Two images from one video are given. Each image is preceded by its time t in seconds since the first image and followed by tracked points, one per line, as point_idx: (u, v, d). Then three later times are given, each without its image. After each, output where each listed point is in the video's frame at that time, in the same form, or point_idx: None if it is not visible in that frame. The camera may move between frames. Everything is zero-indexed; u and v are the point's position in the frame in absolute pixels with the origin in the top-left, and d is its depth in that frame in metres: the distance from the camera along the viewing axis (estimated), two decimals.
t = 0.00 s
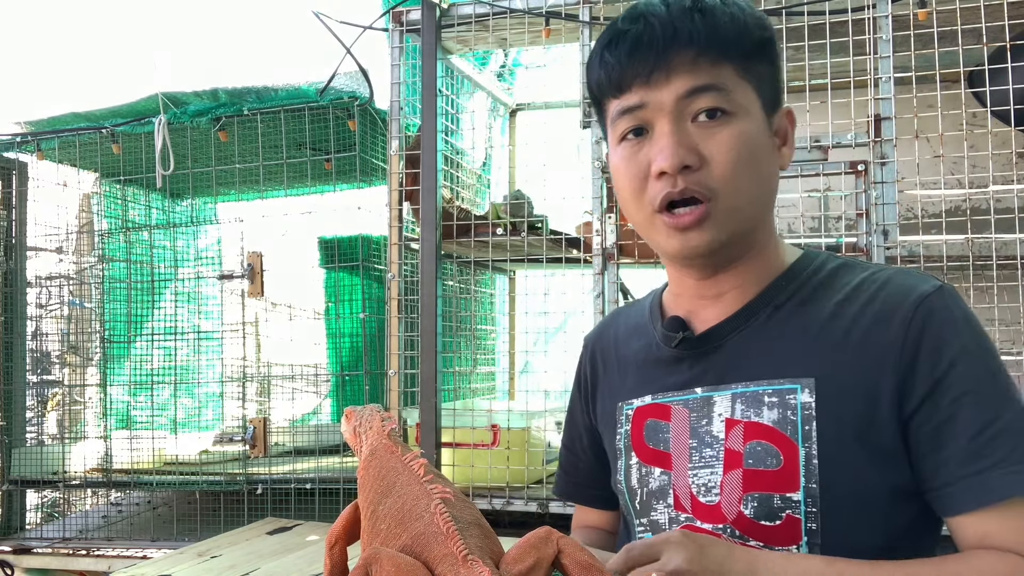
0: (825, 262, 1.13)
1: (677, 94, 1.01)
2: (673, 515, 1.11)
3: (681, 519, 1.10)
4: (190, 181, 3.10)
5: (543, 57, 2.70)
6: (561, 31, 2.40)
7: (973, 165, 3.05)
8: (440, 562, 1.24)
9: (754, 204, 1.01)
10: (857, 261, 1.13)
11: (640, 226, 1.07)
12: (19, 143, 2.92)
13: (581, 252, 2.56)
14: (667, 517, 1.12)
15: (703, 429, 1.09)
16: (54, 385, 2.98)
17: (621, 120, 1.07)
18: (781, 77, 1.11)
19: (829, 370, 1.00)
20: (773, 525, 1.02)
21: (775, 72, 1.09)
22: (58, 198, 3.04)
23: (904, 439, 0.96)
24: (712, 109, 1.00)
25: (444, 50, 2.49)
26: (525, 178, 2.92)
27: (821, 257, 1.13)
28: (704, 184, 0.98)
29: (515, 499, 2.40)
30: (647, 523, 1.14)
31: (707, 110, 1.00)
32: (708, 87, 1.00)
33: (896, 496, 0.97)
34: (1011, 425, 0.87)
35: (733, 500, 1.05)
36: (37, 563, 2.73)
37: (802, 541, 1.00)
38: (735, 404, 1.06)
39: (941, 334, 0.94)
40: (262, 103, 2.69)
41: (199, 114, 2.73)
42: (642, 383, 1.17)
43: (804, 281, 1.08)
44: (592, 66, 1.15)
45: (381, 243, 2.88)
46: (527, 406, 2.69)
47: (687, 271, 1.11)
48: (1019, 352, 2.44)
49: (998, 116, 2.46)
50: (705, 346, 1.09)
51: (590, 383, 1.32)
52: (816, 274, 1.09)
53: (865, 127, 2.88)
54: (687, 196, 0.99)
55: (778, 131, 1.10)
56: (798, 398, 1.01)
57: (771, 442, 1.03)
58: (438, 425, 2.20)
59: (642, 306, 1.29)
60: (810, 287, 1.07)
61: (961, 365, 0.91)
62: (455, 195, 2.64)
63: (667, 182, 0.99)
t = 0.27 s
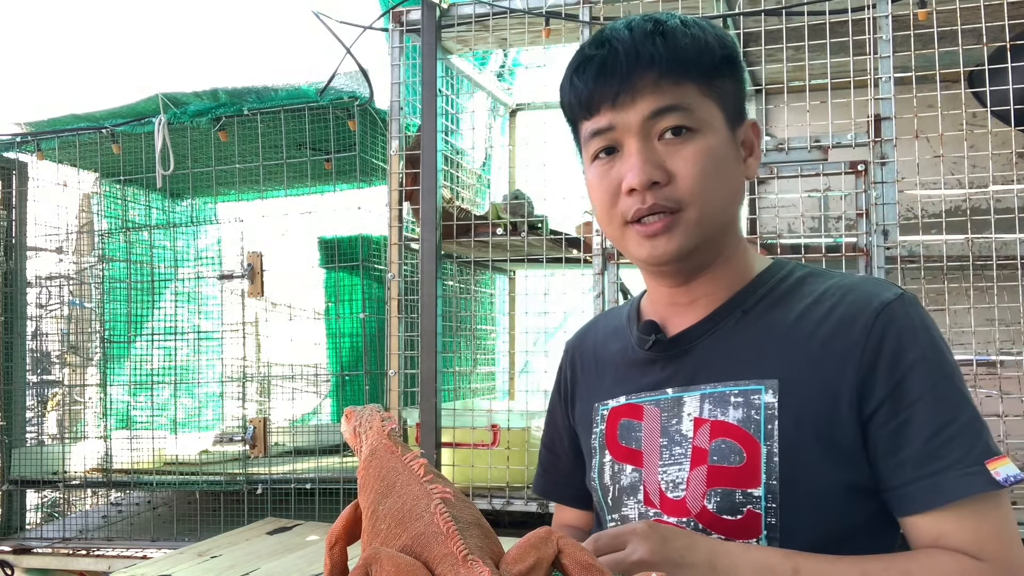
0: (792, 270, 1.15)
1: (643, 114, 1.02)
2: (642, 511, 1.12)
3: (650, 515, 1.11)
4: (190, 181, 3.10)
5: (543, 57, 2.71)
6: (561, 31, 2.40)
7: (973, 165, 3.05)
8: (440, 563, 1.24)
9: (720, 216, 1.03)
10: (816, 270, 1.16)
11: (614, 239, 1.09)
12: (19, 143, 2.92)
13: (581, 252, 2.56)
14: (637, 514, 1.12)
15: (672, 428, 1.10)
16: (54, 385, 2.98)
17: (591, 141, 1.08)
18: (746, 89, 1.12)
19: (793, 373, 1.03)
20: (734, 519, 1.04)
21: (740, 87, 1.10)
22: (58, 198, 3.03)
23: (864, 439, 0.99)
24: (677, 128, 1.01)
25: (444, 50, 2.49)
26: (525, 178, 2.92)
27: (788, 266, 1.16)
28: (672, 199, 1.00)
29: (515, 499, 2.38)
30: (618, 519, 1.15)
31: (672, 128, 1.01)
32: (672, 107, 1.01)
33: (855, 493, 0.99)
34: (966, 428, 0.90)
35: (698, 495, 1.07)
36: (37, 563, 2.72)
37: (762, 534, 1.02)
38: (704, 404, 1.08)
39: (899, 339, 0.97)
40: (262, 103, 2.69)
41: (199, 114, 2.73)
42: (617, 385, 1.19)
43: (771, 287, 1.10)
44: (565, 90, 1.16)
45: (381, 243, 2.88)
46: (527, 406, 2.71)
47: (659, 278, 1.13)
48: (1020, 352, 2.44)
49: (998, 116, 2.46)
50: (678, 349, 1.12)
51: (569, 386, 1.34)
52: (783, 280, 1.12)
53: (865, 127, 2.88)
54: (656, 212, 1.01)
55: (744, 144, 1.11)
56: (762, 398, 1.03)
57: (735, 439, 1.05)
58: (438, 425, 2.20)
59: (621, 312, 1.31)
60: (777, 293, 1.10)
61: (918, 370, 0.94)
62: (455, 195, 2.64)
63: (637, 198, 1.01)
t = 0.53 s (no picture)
0: (771, 266, 1.11)
1: (628, 110, 1.02)
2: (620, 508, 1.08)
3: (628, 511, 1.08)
4: (190, 181, 3.10)
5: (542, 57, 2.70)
6: (561, 31, 2.39)
7: (973, 165, 3.05)
8: (439, 562, 1.24)
9: (701, 214, 1.01)
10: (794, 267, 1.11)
11: (595, 233, 1.08)
12: (19, 143, 2.92)
13: (581, 252, 2.56)
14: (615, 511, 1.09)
15: (651, 424, 1.05)
16: (54, 385, 2.98)
17: (576, 134, 1.07)
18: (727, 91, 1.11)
19: (763, 366, 0.99)
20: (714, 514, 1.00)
21: (724, 94, 1.10)
22: (59, 199, 3.03)
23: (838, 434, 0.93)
24: (659, 125, 1.00)
25: (444, 50, 2.49)
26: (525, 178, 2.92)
27: (766, 262, 1.12)
28: (652, 191, 0.98)
29: (515, 499, 2.38)
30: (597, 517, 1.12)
31: (655, 125, 1.01)
32: (656, 103, 1.01)
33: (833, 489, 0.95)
34: (940, 416, 0.84)
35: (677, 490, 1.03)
36: (37, 563, 2.72)
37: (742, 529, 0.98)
38: (680, 399, 1.03)
39: (871, 329, 0.92)
40: (262, 103, 2.69)
41: (199, 114, 2.73)
42: (598, 381, 1.14)
43: (747, 283, 1.06)
44: (553, 85, 1.16)
45: (381, 243, 2.88)
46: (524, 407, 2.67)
47: (638, 273, 1.10)
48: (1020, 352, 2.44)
49: (998, 116, 2.46)
50: (655, 345, 1.08)
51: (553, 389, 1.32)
52: (758, 276, 1.08)
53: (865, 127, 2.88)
54: (637, 205, 1.00)
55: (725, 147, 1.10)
56: (736, 391, 0.99)
57: (712, 433, 1.00)
58: (438, 425, 2.20)
59: (607, 311, 1.27)
60: (753, 288, 1.06)
61: (888, 360, 0.89)
62: (455, 195, 2.63)
63: (617, 190, 1.00)
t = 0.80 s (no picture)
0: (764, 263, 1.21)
1: (618, 103, 1.04)
2: (627, 512, 1.15)
3: (636, 514, 1.14)
4: (190, 181, 3.10)
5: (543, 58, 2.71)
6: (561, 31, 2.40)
7: (973, 165, 3.05)
8: (439, 562, 1.24)
9: (693, 205, 1.03)
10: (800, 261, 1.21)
11: (585, 227, 1.08)
12: (19, 143, 2.92)
13: (580, 253, 2.55)
14: (621, 514, 1.16)
15: (650, 428, 1.14)
16: (54, 385, 2.98)
17: (566, 128, 1.09)
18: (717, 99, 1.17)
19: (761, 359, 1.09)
20: (720, 513, 1.07)
21: (707, 95, 1.13)
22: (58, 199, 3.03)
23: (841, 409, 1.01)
24: (650, 118, 1.03)
25: (444, 50, 2.49)
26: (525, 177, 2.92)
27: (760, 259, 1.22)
28: (645, 184, 0.99)
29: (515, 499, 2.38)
30: (603, 521, 1.19)
31: (645, 118, 1.03)
32: (646, 97, 1.03)
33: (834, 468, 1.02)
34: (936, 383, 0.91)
35: (682, 493, 1.10)
36: (37, 563, 2.72)
37: (748, 527, 1.05)
38: (678, 400, 1.13)
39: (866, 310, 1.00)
40: (262, 103, 2.69)
41: (199, 114, 2.73)
42: (592, 388, 1.23)
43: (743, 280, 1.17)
44: (539, 77, 1.19)
45: (381, 243, 2.88)
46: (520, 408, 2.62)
47: (632, 272, 1.13)
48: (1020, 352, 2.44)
49: (998, 116, 2.46)
50: (649, 350, 1.16)
51: (542, 393, 1.37)
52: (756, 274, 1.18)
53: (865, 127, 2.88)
54: (629, 197, 1.00)
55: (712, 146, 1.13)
56: (735, 390, 1.09)
57: (713, 434, 1.10)
58: (438, 425, 2.20)
59: (589, 316, 1.35)
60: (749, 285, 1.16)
61: (886, 334, 0.96)
62: (455, 195, 2.63)
63: (609, 182, 1.01)
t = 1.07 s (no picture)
0: (775, 258, 1.22)
1: (629, 99, 1.03)
2: (651, 520, 1.13)
3: (660, 523, 1.12)
4: (190, 181, 3.10)
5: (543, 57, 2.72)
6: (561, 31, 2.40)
7: (973, 165, 3.05)
8: (440, 562, 1.24)
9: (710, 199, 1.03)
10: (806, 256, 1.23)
11: (598, 229, 1.08)
12: (19, 143, 2.92)
13: (580, 253, 2.55)
14: (645, 523, 1.14)
15: (672, 432, 1.13)
16: (54, 386, 2.98)
17: (575, 127, 1.08)
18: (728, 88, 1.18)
19: (786, 357, 1.07)
20: (749, 519, 1.05)
21: (720, 78, 1.13)
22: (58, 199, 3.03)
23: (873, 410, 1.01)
24: (663, 113, 1.02)
25: (444, 50, 2.49)
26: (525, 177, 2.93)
27: (770, 253, 1.23)
28: (662, 183, 0.99)
29: (515, 499, 2.38)
30: (626, 530, 1.17)
31: (658, 114, 1.02)
32: (658, 91, 1.02)
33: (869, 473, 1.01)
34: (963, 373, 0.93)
35: (710, 499, 1.08)
36: (37, 563, 2.72)
37: (778, 535, 1.03)
38: (701, 403, 1.11)
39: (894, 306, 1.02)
40: (262, 103, 2.69)
41: (199, 114, 2.72)
42: (608, 391, 1.21)
43: (759, 275, 1.16)
44: (543, 72, 1.18)
45: (381, 243, 2.88)
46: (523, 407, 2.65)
47: (647, 272, 1.13)
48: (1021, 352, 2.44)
49: (998, 116, 2.46)
50: (667, 351, 1.15)
51: (555, 396, 1.36)
52: (769, 269, 1.18)
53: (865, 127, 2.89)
54: (645, 197, 1.00)
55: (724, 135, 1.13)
56: (761, 392, 1.07)
57: (739, 438, 1.08)
58: (438, 425, 2.20)
59: (602, 316, 1.33)
60: (765, 280, 1.16)
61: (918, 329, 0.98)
62: (455, 195, 2.64)
63: (624, 184, 1.00)
